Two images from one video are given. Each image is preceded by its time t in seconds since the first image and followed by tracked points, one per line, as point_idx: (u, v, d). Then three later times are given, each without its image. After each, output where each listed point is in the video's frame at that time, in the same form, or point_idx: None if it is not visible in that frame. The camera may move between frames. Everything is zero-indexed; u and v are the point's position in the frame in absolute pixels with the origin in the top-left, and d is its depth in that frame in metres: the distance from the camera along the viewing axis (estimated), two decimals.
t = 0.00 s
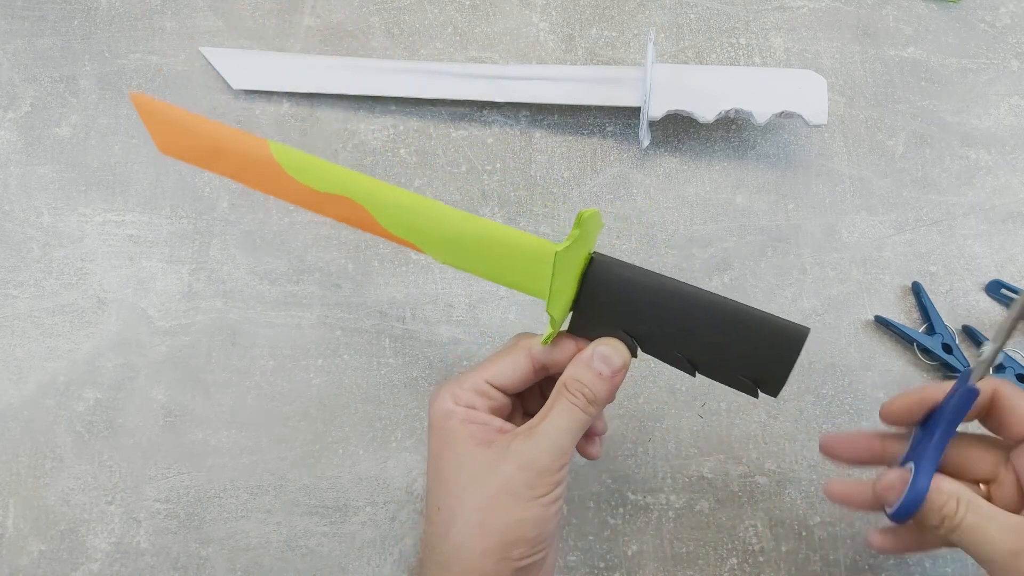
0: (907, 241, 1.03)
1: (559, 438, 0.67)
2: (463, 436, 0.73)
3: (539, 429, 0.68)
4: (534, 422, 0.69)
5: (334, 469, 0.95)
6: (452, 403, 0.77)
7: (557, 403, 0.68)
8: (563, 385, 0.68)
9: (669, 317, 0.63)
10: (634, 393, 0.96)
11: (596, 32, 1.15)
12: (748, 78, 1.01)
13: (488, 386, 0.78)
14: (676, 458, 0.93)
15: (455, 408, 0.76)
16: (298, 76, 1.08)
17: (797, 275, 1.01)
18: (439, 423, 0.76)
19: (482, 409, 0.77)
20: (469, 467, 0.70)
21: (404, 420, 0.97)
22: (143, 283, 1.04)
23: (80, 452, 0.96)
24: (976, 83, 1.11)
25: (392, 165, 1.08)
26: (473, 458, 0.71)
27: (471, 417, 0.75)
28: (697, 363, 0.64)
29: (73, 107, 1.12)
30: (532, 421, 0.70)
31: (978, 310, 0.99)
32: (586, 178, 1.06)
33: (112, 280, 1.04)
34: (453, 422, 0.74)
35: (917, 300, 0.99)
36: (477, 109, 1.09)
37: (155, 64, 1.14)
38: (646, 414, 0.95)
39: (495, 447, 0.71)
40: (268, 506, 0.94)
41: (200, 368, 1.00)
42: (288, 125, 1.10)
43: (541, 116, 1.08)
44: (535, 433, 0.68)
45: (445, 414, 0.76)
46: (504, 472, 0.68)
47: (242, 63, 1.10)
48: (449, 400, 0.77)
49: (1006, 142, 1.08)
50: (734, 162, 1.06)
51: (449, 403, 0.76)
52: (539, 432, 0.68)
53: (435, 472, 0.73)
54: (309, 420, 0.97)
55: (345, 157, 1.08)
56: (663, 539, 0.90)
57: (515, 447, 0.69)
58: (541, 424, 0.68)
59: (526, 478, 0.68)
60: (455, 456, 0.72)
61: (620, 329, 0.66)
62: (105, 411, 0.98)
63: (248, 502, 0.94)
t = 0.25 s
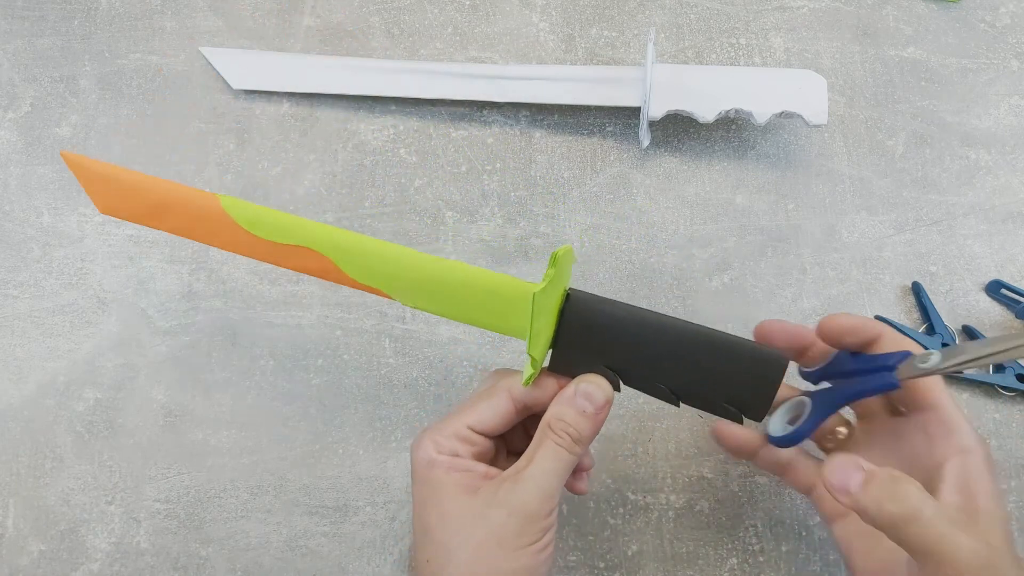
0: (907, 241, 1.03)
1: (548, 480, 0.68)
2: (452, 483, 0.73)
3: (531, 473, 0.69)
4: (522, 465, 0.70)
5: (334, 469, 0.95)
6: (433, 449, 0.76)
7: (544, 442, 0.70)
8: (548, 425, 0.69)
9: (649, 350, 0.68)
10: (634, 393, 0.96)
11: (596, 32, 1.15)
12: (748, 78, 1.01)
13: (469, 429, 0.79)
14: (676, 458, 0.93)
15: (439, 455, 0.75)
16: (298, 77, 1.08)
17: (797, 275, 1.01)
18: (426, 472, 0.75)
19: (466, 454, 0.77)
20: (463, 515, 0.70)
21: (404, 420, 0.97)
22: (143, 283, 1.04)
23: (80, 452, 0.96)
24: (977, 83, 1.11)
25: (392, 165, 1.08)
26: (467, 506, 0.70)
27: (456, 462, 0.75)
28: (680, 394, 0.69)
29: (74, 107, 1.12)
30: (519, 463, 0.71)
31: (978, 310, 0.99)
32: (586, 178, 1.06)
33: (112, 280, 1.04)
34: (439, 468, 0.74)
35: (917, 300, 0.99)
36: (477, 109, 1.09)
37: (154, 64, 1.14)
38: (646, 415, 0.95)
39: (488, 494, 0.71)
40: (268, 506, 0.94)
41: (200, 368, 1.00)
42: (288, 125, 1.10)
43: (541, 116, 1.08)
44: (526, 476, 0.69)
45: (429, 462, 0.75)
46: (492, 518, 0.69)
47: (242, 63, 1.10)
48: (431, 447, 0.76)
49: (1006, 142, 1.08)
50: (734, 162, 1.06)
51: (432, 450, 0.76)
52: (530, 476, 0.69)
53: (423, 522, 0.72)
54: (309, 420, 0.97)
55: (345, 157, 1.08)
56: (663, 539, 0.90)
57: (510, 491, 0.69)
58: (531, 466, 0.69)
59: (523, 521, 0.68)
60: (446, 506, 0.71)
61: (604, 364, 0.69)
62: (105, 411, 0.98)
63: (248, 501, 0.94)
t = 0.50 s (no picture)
0: (907, 241, 1.03)
1: (573, 513, 0.70)
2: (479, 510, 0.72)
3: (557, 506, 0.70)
4: (546, 496, 0.71)
5: (334, 469, 0.95)
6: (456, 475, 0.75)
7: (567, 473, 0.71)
8: (570, 457, 0.71)
9: (682, 350, 0.70)
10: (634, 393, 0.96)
11: (596, 32, 1.15)
12: (748, 78, 1.01)
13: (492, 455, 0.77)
14: (676, 458, 0.93)
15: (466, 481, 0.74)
16: (297, 77, 1.08)
17: (797, 274, 1.01)
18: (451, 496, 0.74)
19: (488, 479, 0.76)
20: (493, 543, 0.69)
21: (404, 420, 0.97)
22: (144, 283, 1.04)
23: (80, 452, 0.96)
24: (977, 83, 1.11)
25: (393, 165, 1.08)
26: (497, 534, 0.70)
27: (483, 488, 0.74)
28: (710, 394, 0.71)
29: (74, 107, 1.12)
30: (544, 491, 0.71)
31: (978, 310, 0.99)
32: (586, 178, 1.06)
33: (112, 280, 1.04)
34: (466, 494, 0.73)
35: (917, 301, 0.99)
36: (477, 109, 1.09)
37: (155, 64, 1.14)
38: (646, 415, 0.95)
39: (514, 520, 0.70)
40: (268, 506, 0.94)
41: (200, 368, 1.00)
42: (288, 125, 1.10)
43: (541, 116, 1.08)
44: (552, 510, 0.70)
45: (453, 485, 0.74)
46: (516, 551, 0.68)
47: (242, 63, 1.10)
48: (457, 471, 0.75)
49: (1006, 142, 1.08)
50: (734, 163, 1.06)
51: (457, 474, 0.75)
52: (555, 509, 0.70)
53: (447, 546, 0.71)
54: (308, 421, 0.97)
55: (345, 157, 1.08)
56: (663, 539, 0.90)
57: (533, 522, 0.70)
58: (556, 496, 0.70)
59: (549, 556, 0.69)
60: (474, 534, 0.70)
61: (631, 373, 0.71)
62: (105, 411, 0.98)
63: (248, 502, 0.94)
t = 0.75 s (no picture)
0: (908, 241, 1.03)
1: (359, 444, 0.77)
2: None
3: None
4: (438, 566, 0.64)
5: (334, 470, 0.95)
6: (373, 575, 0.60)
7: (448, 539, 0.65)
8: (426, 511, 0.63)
9: (734, 327, 0.68)
10: (634, 393, 0.96)
11: (596, 32, 1.15)
12: (748, 78, 1.01)
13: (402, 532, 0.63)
14: (676, 458, 0.93)
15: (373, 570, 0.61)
16: (298, 77, 1.08)
17: (797, 274, 1.01)
18: None
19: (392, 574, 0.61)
20: None
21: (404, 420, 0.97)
22: (144, 283, 1.04)
23: (80, 452, 0.96)
24: (977, 83, 1.11)
25: (393, 165, 1.08)
26: None
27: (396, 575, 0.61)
28: (764, 364, 0.70)
29: (74, 107, 1.12)
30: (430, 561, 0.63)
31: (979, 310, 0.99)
32: (587, 178, 1.06)
33: (112, 280, 1.04)
34: None
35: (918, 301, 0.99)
36: (477, 109, 1.09)
37: (155, 64, 1.14)
38: (646, 415, 0.95)
39: None
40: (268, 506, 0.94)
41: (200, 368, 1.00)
42: (288, 125, 1.10)
43: (541, 116, 1.08)
44: None
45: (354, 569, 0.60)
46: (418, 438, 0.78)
47: (243, 63, 1.10)
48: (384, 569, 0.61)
49: (1006, 142, 1.08)
50: (734, 162, 1.06)
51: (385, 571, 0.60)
52: None
53: None
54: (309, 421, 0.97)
55: (345, 157, 1.08)
56: (663, 539, 0.90)
57: None
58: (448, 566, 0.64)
59: None
60: None
61: (682, 363, 0.69)
62: (105, 411, 0.98)
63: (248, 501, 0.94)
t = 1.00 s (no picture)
0: (908, 241, 1.03)
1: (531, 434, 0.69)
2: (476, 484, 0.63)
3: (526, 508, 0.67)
4: (523, 488, 0.67)
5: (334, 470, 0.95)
6: (476, 424, 0.63)
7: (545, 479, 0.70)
8: (542, 436, 0.69)
9: (707, 358, 0.71)
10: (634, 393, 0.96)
11: (596, 32, 1.15)
12: (748, 78, 1.01)
13: (519, 355, 0.67)
14: (676, 458, 0.93)
15: (482, 410, 0.64)
16: (297, 77, 1.08)
17: (797, 275, 1.01)
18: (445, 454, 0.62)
19: (503, 408, 0.64)
20: (461, 551, 0.62)
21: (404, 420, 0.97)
22: (144, 283, 1.04)
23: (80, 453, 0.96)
24: (977, 83, 1.11)
25: (393, 164, 1.08)
26: (473, 532, 0.63)
27: (498, 428, 0.64)
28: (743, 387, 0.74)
29: (74, 107, 1.12)
30: (518, 482, 0.67)
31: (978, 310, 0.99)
32: (587, 178, 1.06)
33: (112, 280, 1.04)
34: (485, 402, 0.64)
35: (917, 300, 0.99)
36: (477, 109, 1.09)
37: (154, 64, 1.14)
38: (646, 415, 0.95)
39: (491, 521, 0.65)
40: (268, 506, 0.94)
41: (201, 369, 1.00)
42: (288, 125, 1.10)
43: (541, 116, 1.08)
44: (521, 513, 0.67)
45: (451, 432, 0.62)
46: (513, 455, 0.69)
47: (243, 63, 1.10)
48: (484, 441, 0.63)
49: (1006, 142, 1.08)
50: (734, 163, 1.06)
51: (482, 440, 0.63)
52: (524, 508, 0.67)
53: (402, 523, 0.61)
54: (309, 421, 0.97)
55: (345, 157, 1.08)
56: (663, 540, 0.90)
57: (492, 530, 0.65)
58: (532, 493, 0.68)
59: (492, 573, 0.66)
60: (451, 514, 0.62)
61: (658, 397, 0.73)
62: (106, 411, 0.98)
63: (248, 501, 0.94)
